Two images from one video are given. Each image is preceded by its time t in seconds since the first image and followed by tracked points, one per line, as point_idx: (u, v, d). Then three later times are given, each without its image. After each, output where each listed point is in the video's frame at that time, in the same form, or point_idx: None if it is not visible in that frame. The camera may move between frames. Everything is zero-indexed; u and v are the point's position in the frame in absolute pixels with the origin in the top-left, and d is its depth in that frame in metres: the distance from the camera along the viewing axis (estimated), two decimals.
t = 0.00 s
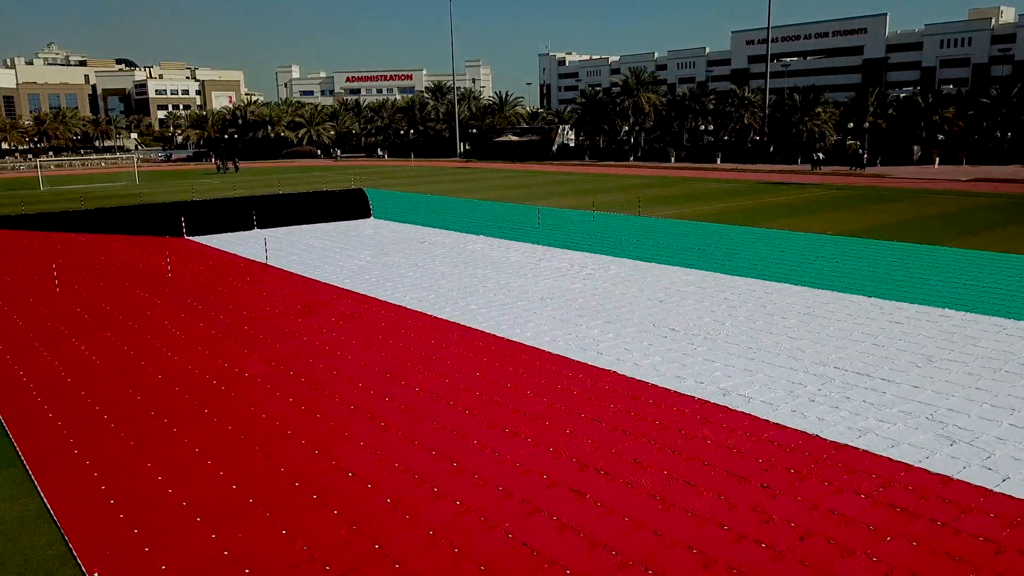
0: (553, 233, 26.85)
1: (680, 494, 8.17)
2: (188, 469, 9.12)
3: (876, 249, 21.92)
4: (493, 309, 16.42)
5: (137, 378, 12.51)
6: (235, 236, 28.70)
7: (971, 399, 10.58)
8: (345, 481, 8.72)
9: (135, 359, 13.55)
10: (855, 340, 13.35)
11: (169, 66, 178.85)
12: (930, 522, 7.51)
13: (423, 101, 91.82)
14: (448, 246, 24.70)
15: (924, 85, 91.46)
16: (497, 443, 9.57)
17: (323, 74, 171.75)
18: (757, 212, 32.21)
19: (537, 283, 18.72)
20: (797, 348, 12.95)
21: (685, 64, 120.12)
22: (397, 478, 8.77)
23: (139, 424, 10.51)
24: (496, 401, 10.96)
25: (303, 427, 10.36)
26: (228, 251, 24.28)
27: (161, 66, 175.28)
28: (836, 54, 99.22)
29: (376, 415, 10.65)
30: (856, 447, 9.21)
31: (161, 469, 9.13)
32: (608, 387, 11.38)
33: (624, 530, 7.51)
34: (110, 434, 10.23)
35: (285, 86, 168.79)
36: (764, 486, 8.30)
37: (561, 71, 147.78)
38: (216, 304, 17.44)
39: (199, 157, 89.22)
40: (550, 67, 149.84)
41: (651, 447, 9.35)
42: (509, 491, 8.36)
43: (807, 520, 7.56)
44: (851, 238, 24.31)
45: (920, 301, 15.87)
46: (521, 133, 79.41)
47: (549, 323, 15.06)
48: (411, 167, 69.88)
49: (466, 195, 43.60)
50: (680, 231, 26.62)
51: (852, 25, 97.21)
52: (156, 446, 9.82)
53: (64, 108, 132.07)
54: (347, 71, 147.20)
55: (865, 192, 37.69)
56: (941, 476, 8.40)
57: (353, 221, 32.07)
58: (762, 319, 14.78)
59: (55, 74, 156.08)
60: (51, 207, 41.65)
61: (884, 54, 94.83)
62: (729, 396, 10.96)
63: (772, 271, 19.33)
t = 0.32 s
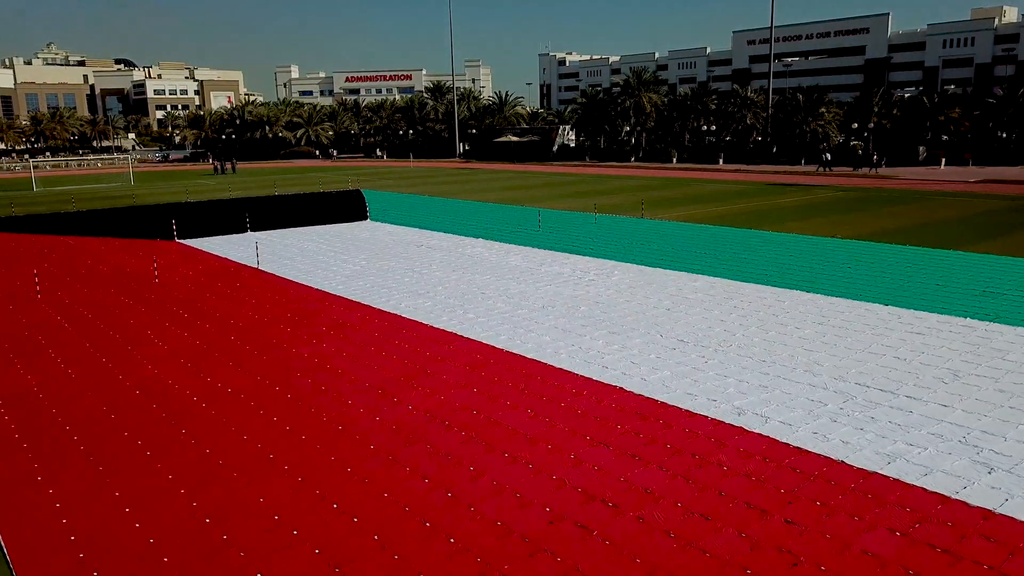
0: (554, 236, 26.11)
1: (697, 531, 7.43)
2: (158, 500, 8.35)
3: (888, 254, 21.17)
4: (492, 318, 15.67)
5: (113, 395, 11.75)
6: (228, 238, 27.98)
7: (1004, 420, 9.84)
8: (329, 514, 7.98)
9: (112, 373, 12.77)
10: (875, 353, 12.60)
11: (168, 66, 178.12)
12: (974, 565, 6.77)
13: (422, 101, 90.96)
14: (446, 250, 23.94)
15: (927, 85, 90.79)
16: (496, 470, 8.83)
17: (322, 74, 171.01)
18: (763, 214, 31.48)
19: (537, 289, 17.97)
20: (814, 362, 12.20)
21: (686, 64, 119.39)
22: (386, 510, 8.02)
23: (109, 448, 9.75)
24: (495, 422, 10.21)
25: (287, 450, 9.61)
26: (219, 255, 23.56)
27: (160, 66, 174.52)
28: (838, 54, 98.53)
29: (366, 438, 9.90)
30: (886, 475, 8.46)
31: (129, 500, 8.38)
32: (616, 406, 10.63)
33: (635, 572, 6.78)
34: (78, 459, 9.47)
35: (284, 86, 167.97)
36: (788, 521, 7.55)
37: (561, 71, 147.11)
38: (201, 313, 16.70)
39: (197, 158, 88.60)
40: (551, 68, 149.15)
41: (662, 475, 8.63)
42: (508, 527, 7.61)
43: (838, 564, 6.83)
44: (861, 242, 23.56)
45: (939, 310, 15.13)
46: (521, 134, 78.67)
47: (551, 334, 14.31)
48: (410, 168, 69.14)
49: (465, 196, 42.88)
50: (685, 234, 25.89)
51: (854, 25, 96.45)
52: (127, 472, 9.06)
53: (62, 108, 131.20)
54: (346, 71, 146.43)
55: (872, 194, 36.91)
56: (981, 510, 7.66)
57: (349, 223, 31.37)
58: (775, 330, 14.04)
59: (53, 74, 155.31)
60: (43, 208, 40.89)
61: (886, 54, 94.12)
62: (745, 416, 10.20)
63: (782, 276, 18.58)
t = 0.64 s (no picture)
0: (555, 239, 25.46)
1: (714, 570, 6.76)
2: (126, 531, 7.69)
3: (900, 258, 20.49)
4: (490, 327, 15.02)
5: (88, 411, 11.05)
6: (220, 242, 27.29)
7: None
8: (314, 548, 7.33)
9: (87, 387, 12.07)
10: (893, 366, 11.95)
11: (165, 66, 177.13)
12: None
13: (421, 101, 90.04)
14: (444, 253, 23.30)
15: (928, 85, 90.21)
16: (494, 499, 8.17)
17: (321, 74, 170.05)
18: (767, 217, 30.85)
19: (538, 296, 17.30)
20: (832, 377, 11.52)
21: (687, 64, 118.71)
22: (373, 545, 7.35)
23: (79, 472, 9.05)
24: (494, 442, 9.57)
25: (269, 475, 8.93)
26: (210, 259, 22.91)
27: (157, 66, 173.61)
28: (839, 54, 98.00)
29: (355, 460, 9.22)
30: (919, 505, 7.79)
31: (95, 532, 7.70)
32: (622, 423, 10.01)
33: None
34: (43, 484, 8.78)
35: (282, 86, 167.01)
36: (815, 560, 6.89)
37: (561, 71, 146.56)
38: (188, 320, 16.03)
39: (194, 158, 88.03)
40: (550, 68, 148.56)
41: (675, 503, 7.97)
42: (505, 565, 6.96)
43: None
44: (869, 246, 22.91)
45: (959, 318, 14.48)
46: (522, 134, 77.95)
47: (553, 344, 13.66)
48: (409, 168, 68.50)
49: (464, 197, 42.18)
50: (689, 237, 25.21)
51: (855, 25, 95.91)
52: (97, 500, 8.38)
53: (60, 109, 130.37)
54: (345, 71, 145.71)
55: (877, 194, 36.19)
56: None
57: (346, 225, 30.76)
58: (787, 340, 13.38)
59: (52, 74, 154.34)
60: (34, 209, 40.19)
61: (888, 54, 93.59)
62: (762, 436, 9.53)
63: (790, 282, 17.90)
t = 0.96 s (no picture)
0: (557, 242, 24.73)
1: None
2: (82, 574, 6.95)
3: (913, 264, 19.73)
4: (488, 338, 14.26)
5: (56, 432, 10.29)
6: (211, 245, 26.60)
7: None
8: None
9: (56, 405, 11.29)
10: (917, 383, 11.19)
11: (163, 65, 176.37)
12: None
13: (420, 101, 89.27)
14: (441, 258, 22.56)
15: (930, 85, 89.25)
16: (489, 537, 7.42)
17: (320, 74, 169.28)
18: (773, 219, 30.05)
19: (538, 304, 16.54)
20: (855, 394, 10.76)
21: (688, 64, 117.80)
22: None
23: (38, 502, 8.33)
24: (491, 469, 8.83)
25: (245, 506, 8.19)
26: (199, 263, 22.20)
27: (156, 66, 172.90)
28: (841, 54, 97.12)
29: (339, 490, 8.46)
30: (960, 545, 7.04)
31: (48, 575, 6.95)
32: (629, 447, 9.26)
33: None
34: None
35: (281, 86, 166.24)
36: None
37: (561, 71, 145.77)
38: (170, 330, 15.30)
39: (193, 159, 87.65)
40: (551, 68, 147.76)
41: (689, 542, 7.25)
42: None
43: None
44: (880, 250, 22.14)
45: (981, 329, 13.72)
46: (522, 134, 77.29)
47: (553, 357, 12.90)
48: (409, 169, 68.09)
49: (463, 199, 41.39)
50: (694, 241, 24.47)
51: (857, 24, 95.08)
52: (54, 536, 7.66)
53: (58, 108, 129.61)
54: (344, 71, 144.97)
55: (885, 197, 35.39)
56: None
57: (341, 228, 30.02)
58: (802, 353, 12.63)
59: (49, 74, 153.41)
60: (25, 211, 39.48)
61: (890, 54, 92.74)
62: (782, 462, 8.78)
63: (801, 289, 17.15)
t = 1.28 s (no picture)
0: (557, 246, 24.10)
1: None
2: None
3: (925, 269, 19.09)
4: (484, 347, 13.63)
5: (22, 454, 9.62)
6: (203, 247, 25.95)
7: None
8: None
9: (25, 423, 10.62)
10: (940, 399, 10.51)
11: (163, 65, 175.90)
12: None
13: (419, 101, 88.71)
14: (438, 261, 21.94)
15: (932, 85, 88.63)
16: None
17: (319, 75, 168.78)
18: (777, 221, 29.47)
19: (538, 311, 15.91)
20: (875, 412, 10.10)
21: (688, 64, 117.27)
22: None
23: None
24: (486, 496, 8.18)
25: (220, 539, 7.51)
26: (189, 266, 21.60)
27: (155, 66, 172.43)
28: (842, 54, 96.49)
29: (322, 521, 7.79)
30: None
31: None
32: (636, 472, 8.60)
33: None
34: None
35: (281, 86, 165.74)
36: None
37: (561, 71, 145.18)
38: (153, 338, 14.68)
39: (190, 159, 86.98)
40: (551, 67, 147.18)
41: None
42: None
43: None
44: (889, 254, 21.53)
45: (1001, 340, 13.08)
46: (521, 135, 76.71)
47: (554, 368, 12.28)
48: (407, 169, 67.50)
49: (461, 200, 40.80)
50: (697, 244, 23.85)
51: (858, 24, 94.44)
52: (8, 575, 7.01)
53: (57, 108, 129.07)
54: (344, 71, 144.41)
55: (890, 198, 34.80)
56: None
57: (336, 230, 29.35)
58: (817, 366, 11.96)
59: (49, 74, 152.83)
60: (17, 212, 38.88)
61: (892, 54, 92.12)
62: (803, 490, 8.10)
63: (810, 296, 16.48)
